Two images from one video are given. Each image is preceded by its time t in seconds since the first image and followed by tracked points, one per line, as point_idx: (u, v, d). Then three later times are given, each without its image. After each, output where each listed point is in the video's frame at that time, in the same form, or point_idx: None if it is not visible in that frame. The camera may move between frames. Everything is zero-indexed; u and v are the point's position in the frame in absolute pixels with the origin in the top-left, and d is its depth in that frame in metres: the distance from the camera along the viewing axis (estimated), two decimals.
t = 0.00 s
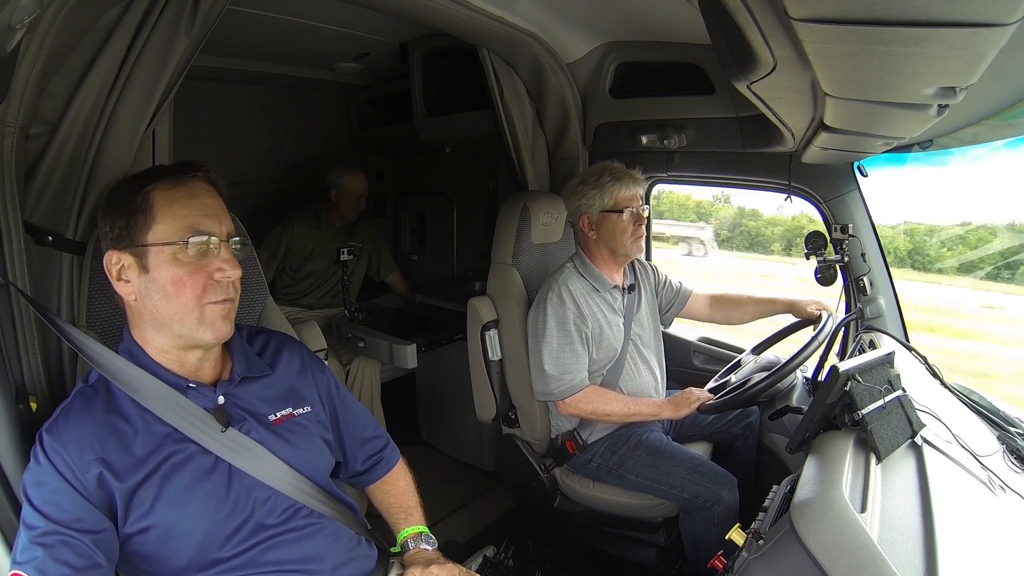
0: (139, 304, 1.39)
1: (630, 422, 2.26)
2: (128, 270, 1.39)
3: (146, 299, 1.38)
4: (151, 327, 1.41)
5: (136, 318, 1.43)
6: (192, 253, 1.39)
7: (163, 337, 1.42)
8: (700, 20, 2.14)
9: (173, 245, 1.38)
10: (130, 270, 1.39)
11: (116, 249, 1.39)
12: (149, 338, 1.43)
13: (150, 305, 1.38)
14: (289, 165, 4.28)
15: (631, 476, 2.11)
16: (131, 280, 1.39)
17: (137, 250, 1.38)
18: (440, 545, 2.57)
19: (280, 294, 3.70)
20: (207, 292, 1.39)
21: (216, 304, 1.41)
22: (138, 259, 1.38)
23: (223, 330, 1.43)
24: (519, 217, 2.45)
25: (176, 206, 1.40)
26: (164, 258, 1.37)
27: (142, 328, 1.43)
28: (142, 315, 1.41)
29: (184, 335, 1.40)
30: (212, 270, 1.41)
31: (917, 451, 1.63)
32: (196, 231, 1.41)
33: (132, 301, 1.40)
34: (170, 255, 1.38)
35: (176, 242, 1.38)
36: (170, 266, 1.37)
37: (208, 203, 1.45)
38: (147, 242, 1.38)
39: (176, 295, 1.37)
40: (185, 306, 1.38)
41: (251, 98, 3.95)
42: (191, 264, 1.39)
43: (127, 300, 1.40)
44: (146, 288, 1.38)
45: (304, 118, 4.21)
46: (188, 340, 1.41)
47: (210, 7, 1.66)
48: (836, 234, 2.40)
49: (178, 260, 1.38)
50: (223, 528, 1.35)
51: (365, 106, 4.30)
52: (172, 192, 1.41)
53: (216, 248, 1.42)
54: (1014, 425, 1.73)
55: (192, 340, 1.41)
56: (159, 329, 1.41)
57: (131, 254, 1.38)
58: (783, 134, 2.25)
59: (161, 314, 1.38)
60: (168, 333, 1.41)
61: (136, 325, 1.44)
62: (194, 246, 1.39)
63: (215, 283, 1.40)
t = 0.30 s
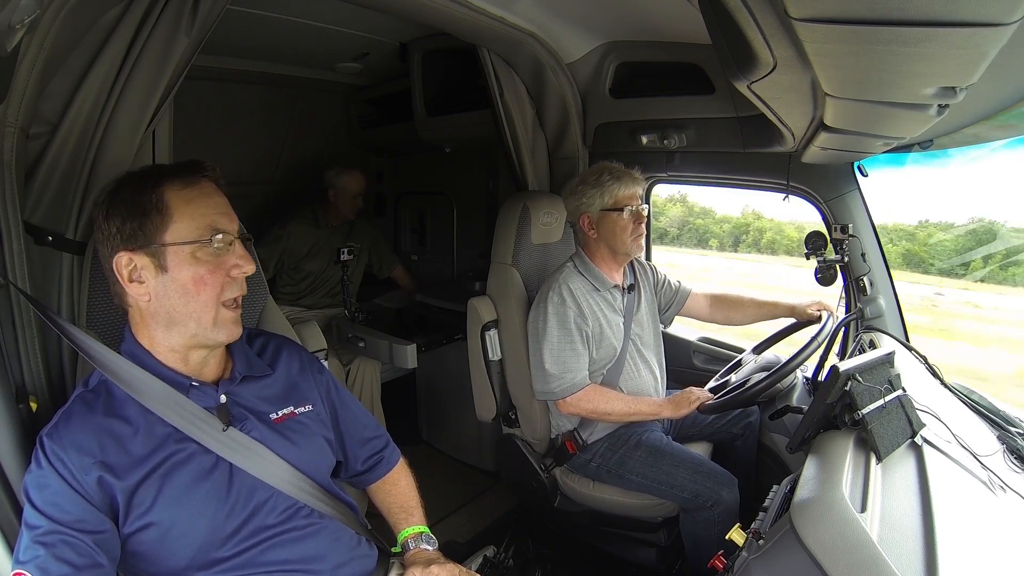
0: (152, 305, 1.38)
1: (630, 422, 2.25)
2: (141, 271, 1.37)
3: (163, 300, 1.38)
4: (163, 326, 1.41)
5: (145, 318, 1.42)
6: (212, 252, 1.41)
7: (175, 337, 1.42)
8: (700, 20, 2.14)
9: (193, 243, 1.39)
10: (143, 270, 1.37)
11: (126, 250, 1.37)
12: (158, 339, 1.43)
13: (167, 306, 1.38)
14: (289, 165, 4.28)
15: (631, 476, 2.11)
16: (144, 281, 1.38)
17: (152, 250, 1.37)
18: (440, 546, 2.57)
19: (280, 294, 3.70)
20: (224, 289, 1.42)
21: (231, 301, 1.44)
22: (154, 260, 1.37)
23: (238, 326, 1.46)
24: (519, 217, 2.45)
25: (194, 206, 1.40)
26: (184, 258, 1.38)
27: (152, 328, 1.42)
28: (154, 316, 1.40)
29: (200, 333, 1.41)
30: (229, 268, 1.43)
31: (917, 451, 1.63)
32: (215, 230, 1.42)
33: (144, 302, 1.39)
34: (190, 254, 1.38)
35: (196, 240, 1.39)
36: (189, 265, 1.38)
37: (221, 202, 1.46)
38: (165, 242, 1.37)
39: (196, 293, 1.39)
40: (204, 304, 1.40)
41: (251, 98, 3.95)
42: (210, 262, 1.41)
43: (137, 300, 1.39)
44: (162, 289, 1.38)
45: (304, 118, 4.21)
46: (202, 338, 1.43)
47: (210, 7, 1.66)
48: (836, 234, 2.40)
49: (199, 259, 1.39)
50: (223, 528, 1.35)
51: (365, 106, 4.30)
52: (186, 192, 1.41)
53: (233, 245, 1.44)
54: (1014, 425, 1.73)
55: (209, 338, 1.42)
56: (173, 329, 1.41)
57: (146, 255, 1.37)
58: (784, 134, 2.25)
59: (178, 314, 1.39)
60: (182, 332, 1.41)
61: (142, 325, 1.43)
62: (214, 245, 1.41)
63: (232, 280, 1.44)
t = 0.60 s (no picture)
0: (147, 309, 1.38)
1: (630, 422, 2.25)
2: (135, 275, 1.37)
3: (157, 304, 1.38)
4: (158, 330, 1.41)
5: (140, 322, 1.42)
6: (205, 253, 1.41)
7: (171, 339, 1.42)
8: (700, 20, 2.14)
9: (186, 245, 1.39)
10: (137, 275, 1.37)
11: (118, 255, 1.37)
12: (153, 341, 1.43)
13: (162, 309, 1.38)
14: (289, 165, 4.28)
15: (631, 476, 2.11)
16: (138, 285, 1.38)
17: (144, 254, 1.37)
18: (440, 546, 2.57)
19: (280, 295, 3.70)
20: (220, 290, 1.42)
21: (227, 300, 1.44)
22: (147, 263, 1.37)
23: (235, 326, 1.46)
24: (519, 217, 2.45)
25: (185, 207, 1.41)
26: (177, 260, 1.38)
27: (147, 332, 1.42)
28: (149, 320, 1.40)
29: (197, 335, 1.41)
30: (223, 269, 1.43)
31: (917, 451, 1.63)
32: (207, 231, 1.42)
33: (138, 306, 1.39)
34: (182, 257, 1.39)
35: (188, 243, 1.39)
36: (183, 267, 1.38)
37: (213, 203, 1.46)
38: (157, 245, 1.37)
39: (191, 295, 1.39)
40: (199, 305, 1.40)
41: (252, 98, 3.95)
42: (204, 263, 1.41)
43: (131, 305, 1.39)
44: (156, 292, 1.38)
45: (304, 118, 4.21)
46: (200, 339, 1.43)
47: (210, 7, 1.66)
48: (836, 233, 2.40)
49: (192, 260, 1.39)
50: (221, 530, 1.35)
51: (365, 106, 4.30)
52: (177, 195, 1.40)
53: (225, 245, 1.44)
54: (1014, 425, 1.73)
55: (205, 339, 1.42)
56: (169, 331, 1.41)
57: (138, 258, 1.37)
58: (784, 134, 2.25)
59: (174, 316, 1.39)
60: (178, 334, 1.41)
61: (137, 329, 1.44)
62: (207, 246, 1.41)
63: (227, 280, 1.43)
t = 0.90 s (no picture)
0: (153, 303, 1.38)
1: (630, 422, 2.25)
2: (140, 270, 1.37)
3: (163, 297, 1.38)
4: (164, 324, 1.40)
5: (144, 318, 1.42)
6: (209, 246, 1.41)
7: (176, 333, 1.42)
8: (700, 20, 2.14)
9: (190, 239, 1.40)
10: (142, 269, 1.37)
11: (122, 250, 1.37)
12: (158, 336, 1.43)
13: (167, 302, 1.38)
14: (289, 165, 4.28)
15: (631, 476, 2.11)
16: (143, 280, 1.38)
17: (149, 248, 1.37)
18: (440, 546, 2.57)
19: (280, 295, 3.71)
20: (225, 282, 1.42)
21: (233, 292, 1.44)
22: (151, 257, 1.37)
23: (240, 318, 1.45)
24: (519, 217, 2.45)
25: (189, 202, 1.41)
26: (182, 253, 1.38)
27: (152, 327, 1.42)
28: (154, 314, 1.40)
29: (203, 327, 1.41)
30: (227, 261, 1.43)
31: (917, 451, 1.63)
32: (211, 225, 1.43)
33: (143, 301, 1.39)
34: (187, 250, 1.39)
35: (193, 236, 1.40)
36: (187, 260, 1.39)
37: (215, 199, 1.47)
38: (162, 238, 1.37)
39: (196, 287, 1.39)
40: (205, 297, 1.40)
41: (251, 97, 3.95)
42: (208, 256, 1.41)
43: (136, 300, 1.39)
44: (161, 286, 1.38)
45: (304, 118, 4.21)
46: (206, 331, 1.42)
47: (210, 7, 1.66)
48: (836, 233, 2.41)
49: (196, 253, 1.40)
50: (222, 529, 1.35)
51: (365, 106, 4.30)
52: (180, 190, 1.41)
53: (228, 239, 1.45)
54: (1014, 425, 1.73)
55: (211, 331, 1.42)
56: (175, 324, 1.40)
57: (143, 253, 1.37)
58: (784, 134, 2.25)
59: (180, 309, 1.39)
60: (183, 327, 1.41)
61: (141, 325, 1.44)
62: (211, 239, 1.42)
63: (231, 273, 1.43)
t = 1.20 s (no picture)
0: (146, 305, 1.38)
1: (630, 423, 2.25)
2: (133, 272, 1.37)
3: (156, 299, 1.38)
4: (157, 326, 1.40)
5: (139, 319, 1.42)
6: (203, 249, 1.41)
7: (171, 336, 1.42)
8: (700, 20, 2.14)
9: (184, 241, 1.39)
10: (135, 271, 1.37)
11: (115, 252, 1.37)
12: (152, 338, 1.43)
13: (160, 305, 1.38)
14: (289, 166, 4.27)
15: (631, 476, 2.11)
16: (136, 282, 1.38)
17: (142, 250, 1.37)
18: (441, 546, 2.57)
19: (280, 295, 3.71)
20: (218, 286, 1.42)
21: (226, 296, 1.43)
22: (144, 260, 1.37)
23: (234, 321, 1.45)
24: (519, 217, 2.45)
25: (182, 203, 1.41)
26: (174, 256, 1.38)
27: (146, 329, 1.42)
28: (148, 316, 1.40)
29: (197, 329, 1.41)
30: (221, 264, 1.43)
31: (917, 451, 1.63)
32: (204, 227, 1.42)
33: (137, 303, 1.39)
34: (180, 252, 1.39)
35: (186, 239, 1.39)
36: (180, 262, 1.38)
37: (210, 200, 1.47)
38: (155, 240, 1.37)
39: (188, 290, 1.38)
40: (198, 301, 1.39)
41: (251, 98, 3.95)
42: (202, 259, 1.41)
43: (130, 302, 1.39)
44: (154, 288, 1.37)
45: (304, 118, 4.21)
46: (200, 334, 1.42)
47: (210, 7, 1.66)
48: (836, 234, 2.41)
49: (189, 256, 1.39)
50: (221, 531, 1.35)
51: (365, 106, 4.30)
52: (174, 191, 1.41)
53: (222, 241, 1.45)
54: (1014, 425, 1.73)
55: (204, 334, 1.42)
56: (168, 327, 1.40)
57: (136, 254, 1.37)
58: (784, 134, 2.25)
59: (173, 312, 1.38)
60: (177, 330, 1.41)
61: (137, 327, 1.43)
62: (204, 242, 1.41)
63: (224, 276, 1.43)
